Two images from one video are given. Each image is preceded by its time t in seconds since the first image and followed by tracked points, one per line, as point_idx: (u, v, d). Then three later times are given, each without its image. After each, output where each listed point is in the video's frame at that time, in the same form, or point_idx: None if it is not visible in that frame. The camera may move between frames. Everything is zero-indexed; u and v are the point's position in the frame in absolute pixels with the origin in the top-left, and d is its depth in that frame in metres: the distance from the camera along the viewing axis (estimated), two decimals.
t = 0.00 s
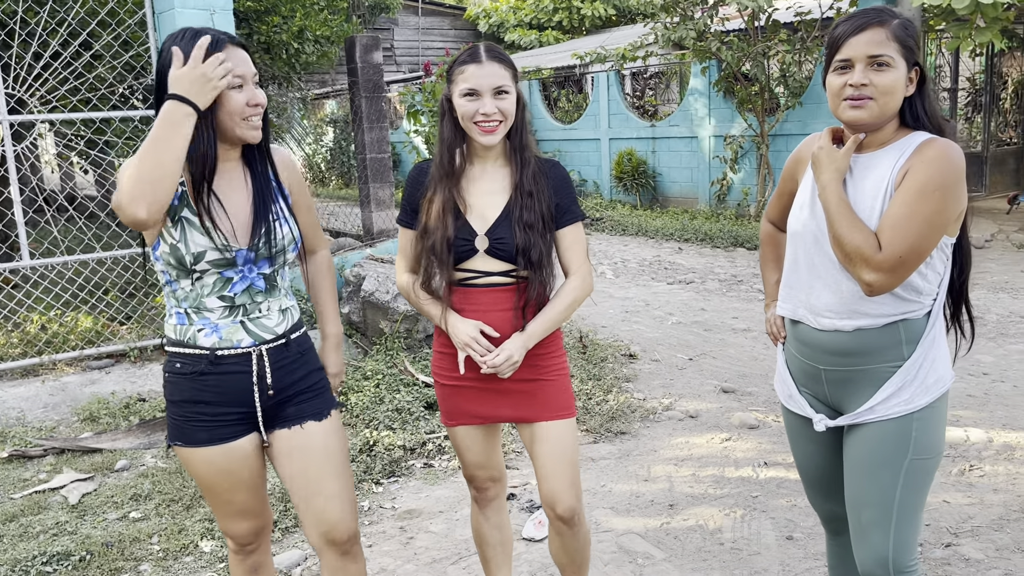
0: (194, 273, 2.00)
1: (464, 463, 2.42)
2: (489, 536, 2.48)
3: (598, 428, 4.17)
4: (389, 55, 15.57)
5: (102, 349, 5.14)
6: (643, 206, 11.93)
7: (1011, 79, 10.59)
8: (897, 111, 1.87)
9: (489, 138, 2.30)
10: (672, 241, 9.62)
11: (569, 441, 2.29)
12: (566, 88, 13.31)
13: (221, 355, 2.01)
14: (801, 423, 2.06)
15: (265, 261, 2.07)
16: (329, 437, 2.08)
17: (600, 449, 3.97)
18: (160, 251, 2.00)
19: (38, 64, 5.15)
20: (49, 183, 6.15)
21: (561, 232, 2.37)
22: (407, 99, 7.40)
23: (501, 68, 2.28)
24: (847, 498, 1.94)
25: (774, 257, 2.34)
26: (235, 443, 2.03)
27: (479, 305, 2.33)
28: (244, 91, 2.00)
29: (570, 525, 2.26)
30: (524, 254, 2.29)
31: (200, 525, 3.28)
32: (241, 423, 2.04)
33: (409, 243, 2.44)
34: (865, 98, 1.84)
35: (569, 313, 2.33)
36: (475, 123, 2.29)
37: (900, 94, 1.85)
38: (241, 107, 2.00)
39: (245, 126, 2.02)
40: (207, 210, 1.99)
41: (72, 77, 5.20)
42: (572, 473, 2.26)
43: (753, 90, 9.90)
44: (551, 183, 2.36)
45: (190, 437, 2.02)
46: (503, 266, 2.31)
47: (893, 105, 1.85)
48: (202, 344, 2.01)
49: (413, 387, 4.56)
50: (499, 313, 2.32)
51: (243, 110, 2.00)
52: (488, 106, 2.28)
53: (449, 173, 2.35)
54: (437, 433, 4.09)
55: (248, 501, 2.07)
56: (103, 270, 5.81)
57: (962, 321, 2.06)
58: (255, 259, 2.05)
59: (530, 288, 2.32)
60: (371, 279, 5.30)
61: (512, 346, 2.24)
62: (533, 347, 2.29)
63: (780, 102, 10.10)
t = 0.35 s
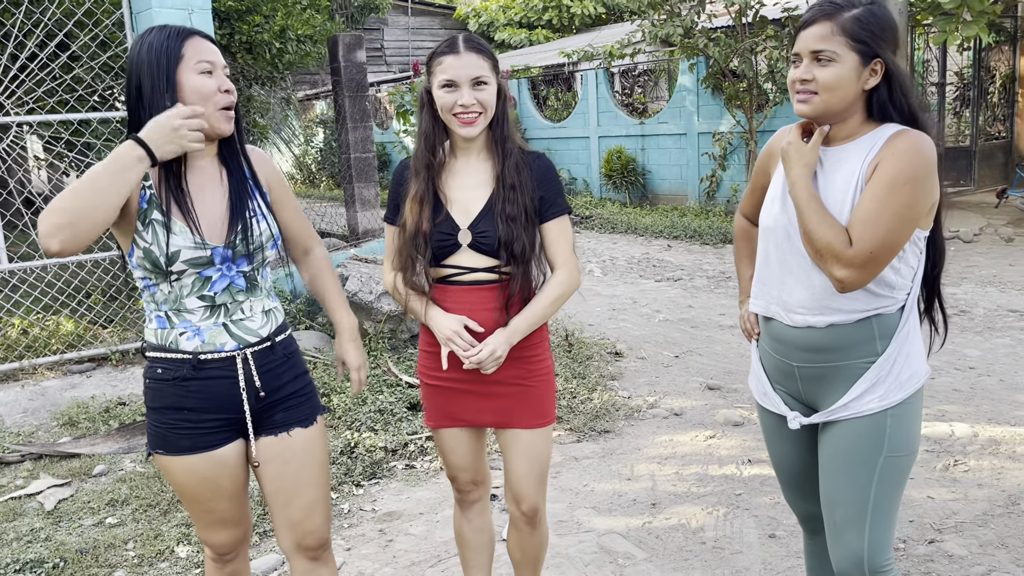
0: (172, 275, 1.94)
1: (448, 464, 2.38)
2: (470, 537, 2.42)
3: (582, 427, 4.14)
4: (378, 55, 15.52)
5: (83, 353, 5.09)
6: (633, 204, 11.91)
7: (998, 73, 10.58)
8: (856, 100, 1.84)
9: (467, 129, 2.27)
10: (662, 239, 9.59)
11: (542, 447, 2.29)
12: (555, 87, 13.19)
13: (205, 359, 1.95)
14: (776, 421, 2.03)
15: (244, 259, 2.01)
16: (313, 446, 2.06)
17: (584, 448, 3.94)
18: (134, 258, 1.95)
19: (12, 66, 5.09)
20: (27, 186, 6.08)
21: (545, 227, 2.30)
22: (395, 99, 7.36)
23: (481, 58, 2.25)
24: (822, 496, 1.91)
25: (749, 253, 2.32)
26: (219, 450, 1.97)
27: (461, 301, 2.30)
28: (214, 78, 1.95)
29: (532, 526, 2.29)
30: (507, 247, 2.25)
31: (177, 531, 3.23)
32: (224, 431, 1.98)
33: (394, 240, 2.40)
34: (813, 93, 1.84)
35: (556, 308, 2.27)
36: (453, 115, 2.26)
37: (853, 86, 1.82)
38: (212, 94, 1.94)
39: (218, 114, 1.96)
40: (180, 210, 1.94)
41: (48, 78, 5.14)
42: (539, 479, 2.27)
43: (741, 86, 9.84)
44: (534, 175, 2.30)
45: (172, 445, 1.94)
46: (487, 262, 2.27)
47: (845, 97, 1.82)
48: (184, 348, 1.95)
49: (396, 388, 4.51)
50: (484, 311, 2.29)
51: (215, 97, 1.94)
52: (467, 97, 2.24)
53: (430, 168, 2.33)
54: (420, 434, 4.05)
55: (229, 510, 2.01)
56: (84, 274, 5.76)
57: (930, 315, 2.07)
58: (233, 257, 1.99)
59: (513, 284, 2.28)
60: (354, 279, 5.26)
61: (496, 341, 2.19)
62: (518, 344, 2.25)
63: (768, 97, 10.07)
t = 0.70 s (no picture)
0: (179, 277, 1.90)
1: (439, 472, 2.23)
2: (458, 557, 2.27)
3: (577, 426, 4.11)
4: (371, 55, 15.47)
5: (74, 356, 5.04)
6: (629, 202, 11.88)
7: (993, 69, 10.57)
8: (843, 92, 1.82)
9: (491, 122, 2.22)
10: (657, 237, 9.56)
11: (551, 434, 2.32)
12: (550, 86, 13.21)
13: (207, 361, 1.91)
14: (770, 419, 2.00)
15: (252, 268, 1.98)
16: (318, 446, 2.02)
17: (579, 448, 3.91)
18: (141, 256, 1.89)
19: None
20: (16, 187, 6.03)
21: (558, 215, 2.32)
22: (389, 99, 7.32)
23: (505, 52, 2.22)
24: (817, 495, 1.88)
25: (743, 248, 2.29)
26: (220, 455, 1.93)
27: (482, 297, 2.25)
28: (226, 69, 1.95)
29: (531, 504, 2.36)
30: (528, 238, 2.24)
31: (167, 534, 3.19)
32: (227, 434, 1.94)
33: (400, 239, 2.32)
34: (796, 84, 1.83)
35: (575, 294, 2.30)
36: (481, 106, 2.21)
37: (839, 76, 1.79)
38: (224, 82, 1.93)
39: (230, 103, 1.95)
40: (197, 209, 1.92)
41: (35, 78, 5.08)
42: (542, 464, 2.32)
43: (736, 84, 9.79)
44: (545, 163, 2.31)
45: (173, 450, 1.90)
46: (506, 255, 2.24)
47: (830, 87, 1.80)
48: (186, 349, 1.91)
49: (390, 389, 4.48)
50: (505, 304, 2.26)
51: (226, 85, 1.94)
52: (497, 88, 2.19)
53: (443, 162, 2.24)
54: (414, 435, 4.01)
55: (228, 517, 1.98)
56: (75, 275, 5.72)
57: (926, 311, 2.04)
58: (243, 264, 1.97)
59: (536, 273, 2.27)
60: (347, 279, 5.21)
61: (526, 330, 2.19)
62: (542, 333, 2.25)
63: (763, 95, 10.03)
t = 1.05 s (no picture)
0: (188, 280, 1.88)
1: (445, 480, 2.22)
2: (445, 563, 2.26)
3: (574, 429, 4.10)
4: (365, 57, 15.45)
5: (66, 359, 5.01)
6: (623, 204, 11.89)
7: (986, 71, 10.61)
8: (836, 96, 1.81)
9: (499, 123, 2.22)
10: (652, 239, 9.56)
11: (555, 436, 2.31)
12: (544, 87, 13.21)
13: (212, 365, 1.89)
14: (767, 423, 1.99)
15: (264, 269, 1.97)
16: (323, 454, 2.00)
17: (575, 451, 3.89)
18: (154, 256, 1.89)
19: None
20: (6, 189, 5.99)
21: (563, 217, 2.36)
22: (383, 100, 7.30)
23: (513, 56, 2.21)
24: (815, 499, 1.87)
25: (739, 251, 2.29)
26: (224, 461, 1.92)
27: (500, 301, 2.23)
28: (253, 76, 1.90)
29: (528, 506, 2.35)
30: (544, 239, 2.26)
31: (160, 540, 3.16)
32: (232, 439, 1.92)
33: (408, 244, 2.25)
34: (791, 89, 1.82)
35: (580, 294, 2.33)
36: (489, 109, 2.20)
37: (832, 80, 1.79)
38: (254, 94, 1.89)
39: (255, 114, 1.91)
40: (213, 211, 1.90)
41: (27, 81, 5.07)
42: (544, 466, 2.31)
43: (730, 86, 9.79)
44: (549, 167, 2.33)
45: (177, 455, 1.88)
46: (517, 258, 2.24)
47: (824, 91, 1.79)
48: (192, 354, 1.89)
49: (385, 392, 4.46)
50: (520, 307, 2.25)
51: (254, 97, 1.90)
52: (509, 90, 2.19)
53: (452, 166, 2.21)
54: (409, 438, 3.99)
55: (229, 524, 1.95)
56: (68, 278, 5.68)
57: (924, 312, 2.03)
58: (253, 266, 1.94)
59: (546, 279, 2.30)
60: (342, 281, 5.17)
61: (546, 332, 2.20)
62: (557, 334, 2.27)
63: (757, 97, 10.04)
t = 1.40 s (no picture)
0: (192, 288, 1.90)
1: (436, 483, 2.23)
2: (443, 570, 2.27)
3: (572, 434, 4.10)
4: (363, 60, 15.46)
5: (64, 364, 5.00)
6: (621, 208, 11.90)
7: (983, 77, 10.63)
8: (830, 106, 1.82)
9: (496, 131, 2.21)
10: (650, 243, 9.56)
11: (546, 445, 2.31)
12: (542, 92, 13.22)
13: (220, 373, 1.89)
14: (766, 429, 1.99)
15: (268, 271, 1.98)
16: (327, 459, 2.00)
17: (574, 456, 3.89)
18: (154, 266, 1.90)
19: None
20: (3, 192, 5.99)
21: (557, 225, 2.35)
22: (381, 104, 7.30)
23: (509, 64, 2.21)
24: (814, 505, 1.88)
25: (741, 257, 2.29)
26: (229, 467, 1.92)
27: (486, 309, 2.25)
28: (248, 79, 1.90)
29: (522, 512, 2.35)
30: (531, 249, 2.25)
31: (158, 545, 3.16)
32: (238, 444, 1.92)
33: (397, 246, 2.26)
34: (786, 99, 1.83)
35: (572, 304, 2.32)
36: (486, 117, 2.20)
37: (826, 90, 1.79)
38: (250, 99, 1.90)
39: (252, 119, 1.92)
40: (206, 218, 1.89)
41: (26, 85, 5.08)
42: (537, 472, 2.31)
43: (728, 91, 9.81)
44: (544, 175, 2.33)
45: (184, 461, 1.88)
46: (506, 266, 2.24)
47: (818, 100, 1.80)
48: (200, 362, 1.89)
49: (384, 397, 4.46)
50: (506, 317, 2.25)
51: (251, 102, 1.90)
52: (505, 98, 2.19)
53: (445, 172, 2.21)
54: (407, 443, 3.99)
55: (234, 529, 1.95)
56: (66, 282, 5.68)
57: (925, 317, 2.03)
58: (256, 270, 1.96)
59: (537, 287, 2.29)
60: (340, 286, 5.16)
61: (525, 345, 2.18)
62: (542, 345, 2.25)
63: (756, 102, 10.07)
